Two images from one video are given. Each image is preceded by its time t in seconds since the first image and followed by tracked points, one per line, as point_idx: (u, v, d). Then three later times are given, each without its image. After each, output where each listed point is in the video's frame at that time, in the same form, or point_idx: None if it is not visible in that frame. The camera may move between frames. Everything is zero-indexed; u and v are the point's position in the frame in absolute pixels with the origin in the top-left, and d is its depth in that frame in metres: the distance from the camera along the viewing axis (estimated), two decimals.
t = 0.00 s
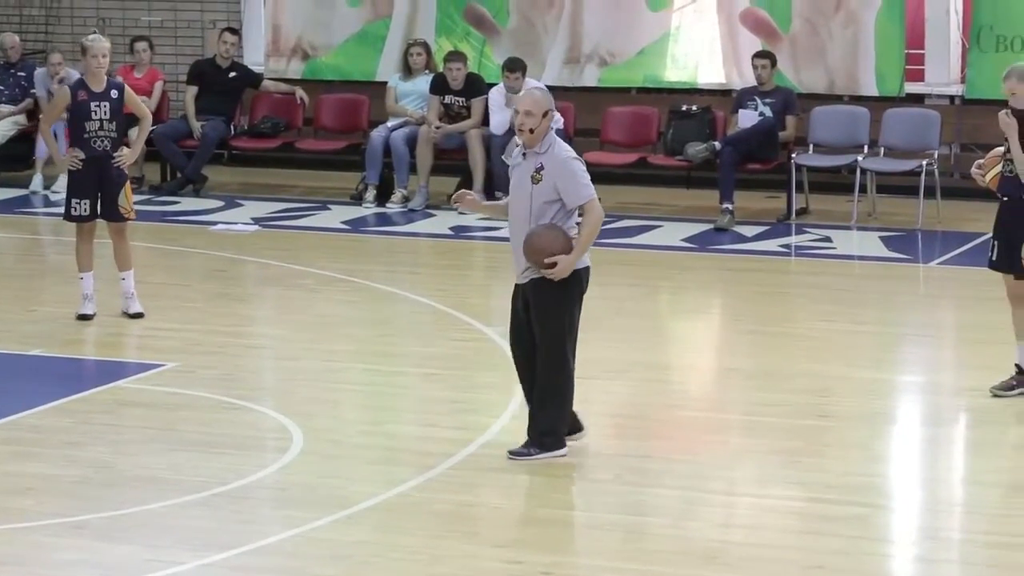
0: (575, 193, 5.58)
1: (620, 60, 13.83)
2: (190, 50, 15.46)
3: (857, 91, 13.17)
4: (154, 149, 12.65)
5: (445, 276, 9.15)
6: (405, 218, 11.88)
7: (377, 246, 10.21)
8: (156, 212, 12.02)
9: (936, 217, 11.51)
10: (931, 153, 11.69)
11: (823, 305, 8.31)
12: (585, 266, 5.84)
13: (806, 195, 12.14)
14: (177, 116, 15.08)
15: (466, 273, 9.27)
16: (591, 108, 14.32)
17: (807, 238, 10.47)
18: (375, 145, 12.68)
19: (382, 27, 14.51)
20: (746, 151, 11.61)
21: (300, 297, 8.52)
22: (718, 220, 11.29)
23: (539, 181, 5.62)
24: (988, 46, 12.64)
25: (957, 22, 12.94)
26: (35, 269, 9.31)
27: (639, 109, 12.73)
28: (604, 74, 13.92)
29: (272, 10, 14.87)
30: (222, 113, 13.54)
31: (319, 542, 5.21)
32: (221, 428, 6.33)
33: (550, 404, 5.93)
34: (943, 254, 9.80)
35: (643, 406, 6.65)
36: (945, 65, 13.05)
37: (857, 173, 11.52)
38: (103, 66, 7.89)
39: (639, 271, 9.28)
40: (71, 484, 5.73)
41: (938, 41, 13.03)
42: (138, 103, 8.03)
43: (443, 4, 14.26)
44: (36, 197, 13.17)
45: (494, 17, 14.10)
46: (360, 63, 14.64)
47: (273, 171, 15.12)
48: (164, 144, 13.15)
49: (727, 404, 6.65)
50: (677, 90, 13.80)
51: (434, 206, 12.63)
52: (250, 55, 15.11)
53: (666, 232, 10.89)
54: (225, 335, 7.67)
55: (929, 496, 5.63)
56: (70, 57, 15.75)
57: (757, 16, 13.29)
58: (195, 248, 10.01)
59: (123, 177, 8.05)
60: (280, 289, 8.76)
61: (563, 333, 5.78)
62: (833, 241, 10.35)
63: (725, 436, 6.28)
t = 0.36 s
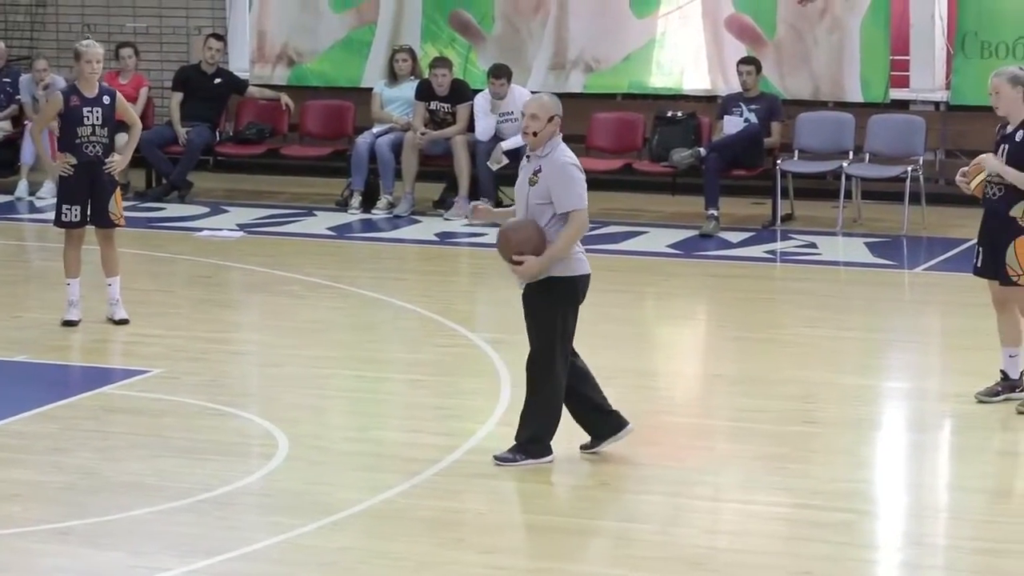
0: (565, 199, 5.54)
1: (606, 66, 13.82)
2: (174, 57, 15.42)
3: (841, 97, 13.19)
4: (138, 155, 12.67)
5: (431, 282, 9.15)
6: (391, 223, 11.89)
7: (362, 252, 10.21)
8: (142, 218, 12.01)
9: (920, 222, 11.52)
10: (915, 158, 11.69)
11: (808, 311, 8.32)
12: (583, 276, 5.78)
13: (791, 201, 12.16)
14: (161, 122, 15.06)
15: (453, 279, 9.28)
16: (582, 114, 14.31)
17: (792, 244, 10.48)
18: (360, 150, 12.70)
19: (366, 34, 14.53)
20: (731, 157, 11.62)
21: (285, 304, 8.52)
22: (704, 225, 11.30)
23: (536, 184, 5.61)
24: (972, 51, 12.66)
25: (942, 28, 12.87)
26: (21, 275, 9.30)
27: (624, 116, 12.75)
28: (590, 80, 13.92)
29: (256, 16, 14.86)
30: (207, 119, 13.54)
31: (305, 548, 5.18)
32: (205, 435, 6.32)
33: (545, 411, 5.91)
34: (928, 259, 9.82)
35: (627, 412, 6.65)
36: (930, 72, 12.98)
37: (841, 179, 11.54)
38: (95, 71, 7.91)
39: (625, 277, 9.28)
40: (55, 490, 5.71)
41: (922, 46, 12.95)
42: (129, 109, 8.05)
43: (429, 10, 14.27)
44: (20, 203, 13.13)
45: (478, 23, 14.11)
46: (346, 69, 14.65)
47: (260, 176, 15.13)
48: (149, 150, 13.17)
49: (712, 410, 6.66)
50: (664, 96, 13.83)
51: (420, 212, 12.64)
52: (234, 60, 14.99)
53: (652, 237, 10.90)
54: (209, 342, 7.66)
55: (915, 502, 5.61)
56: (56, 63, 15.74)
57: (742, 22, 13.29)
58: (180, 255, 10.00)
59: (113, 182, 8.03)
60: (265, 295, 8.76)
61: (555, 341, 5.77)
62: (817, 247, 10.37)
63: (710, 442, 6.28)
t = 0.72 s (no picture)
0: (579, 194, 5.58)
1: (595, 72, 13.83)
2: (164, 63, 15.42)
3: (830, 103, 13.21)
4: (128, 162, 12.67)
5: (422, 288, 9.15)
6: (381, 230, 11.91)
7: (351, 258, 10.21)
8: (132, 224, 12.00)
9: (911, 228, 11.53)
10: (905, 163, 11.71)
11: (798, 317, 8.33)
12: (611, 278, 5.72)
13: (781, 207, 12.18)
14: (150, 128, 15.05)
15: (443, 285, 9.28)
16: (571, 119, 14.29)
17: (783, 250, 10.49)
18: (350, 157, 12.70)
19: (355, 40, 14.51)
20: (721, 164, 11.63)
21: (275, 309, 8.52)
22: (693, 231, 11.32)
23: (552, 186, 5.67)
24: (961, 58, 12.72)
25: (932, 34, 12.91)
26: (10, 281, 9.29)
27: (614, 121, 12.74)
28: (580, 86, 13.91)
29: (245, 21, 14.86)
30: (197, 125, 13.55)
31: (295, 554, 5.16)
32: (196, 442, 6.31)
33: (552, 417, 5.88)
34: (917, 265, 9.83)
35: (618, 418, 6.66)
36: (920, 78, 13.04)
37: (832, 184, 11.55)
38: (87, 77, 7.91)
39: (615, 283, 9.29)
40: (45, 497, 5.70)
41: (912, 52, 13.00)
42: (121, 115, 8.04)
43: (418, 15, 14.26)
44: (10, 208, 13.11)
45: (468, 29, 14.13)
46: (335, 76, 14.67)
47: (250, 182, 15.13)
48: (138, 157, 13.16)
49: (703, 416, 6.66)
50: (654, 102, 13.83)
51: (410, 218, 12.64)
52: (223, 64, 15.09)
53: (643, 243, 10.91)
54: (199, 348, 7.67)
55: (905, 509, 5.60)
56: (46, 68, 15.74)
57: (732, 28, 13.30)
58: (171, 261, 10.00)
59: (105, 188, 8.02)
60: (255, 301, 8.76)
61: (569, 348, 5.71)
62: (807, 253, 10.38)
63: (701, 448, 6.28)
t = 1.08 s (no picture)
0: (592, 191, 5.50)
1: (585, 75, 13.83)
2: (156, 66, 15.42)
3: (820, 106, 13.21)
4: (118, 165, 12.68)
5: (414, 291, 9.15)
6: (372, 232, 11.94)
7: (342, 261, 10.21)
8: (122, 227, 12.00)
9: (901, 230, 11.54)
10: (896, 166, 11.71)
11: (789, 319, 8.33)
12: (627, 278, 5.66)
13: (771, 209, 12.19)
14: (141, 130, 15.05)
15: (435, 288, 9.28)
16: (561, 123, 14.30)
17: (774, 252, 10.50)
18: (341, 159, 12.71)
19: (346, 42, 14.49)
20: (712, 166, 11.63)
21: (266, 312, 8.52)
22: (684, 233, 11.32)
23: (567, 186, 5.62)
24: (952, 61, 12.74)
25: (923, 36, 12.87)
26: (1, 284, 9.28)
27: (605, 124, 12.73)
28: (571, 88, 13.90)
29: (236, 24, 14.86)
30: (188, 129, 13.58)
31: (286, 557, 5.15)
32: (187, 445, 6.30)
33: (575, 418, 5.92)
34: (908, 268, 9.83)
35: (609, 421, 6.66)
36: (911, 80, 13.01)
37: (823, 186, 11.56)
38: (78, 80, 7.90)
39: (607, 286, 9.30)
40: (35, 500, 5.69)
41: (903, 53, 12.96)
42: (113, 118, 8.04)
43: (409, 18, 14.26)
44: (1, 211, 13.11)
45: (458, 32, 14.12)
46: (325, 79, 14.66)
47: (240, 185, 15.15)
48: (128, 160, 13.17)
49: (694, 419, 6.66)
50: (645, 104, 13.83)
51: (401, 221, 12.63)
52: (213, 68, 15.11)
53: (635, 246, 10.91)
54: (190, 351, 7.67)
55: (895, 512, 5.59)
56: (37, 71, 15.73)
57: (723, 31, 13.31)
58: (161, 263, 10.00)
59: (96, 191, 8.01)
60: (247, 304, 8.76)
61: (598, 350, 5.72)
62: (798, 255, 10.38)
63: (692, 451, 6.27)
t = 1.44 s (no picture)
0: (589, 203, 5.50)
1: (577, 77, 13.85)
2: (147, 68, 15.43)
3: (812, 107, 13.22)
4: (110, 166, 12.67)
5: (407, 292, 9.16)
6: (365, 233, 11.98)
7: (334, 262, 10.21)
8: (114, 229, 12.00)
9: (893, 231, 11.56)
10: (888, 167, 11.71)
11: (783, 320, 8.33)
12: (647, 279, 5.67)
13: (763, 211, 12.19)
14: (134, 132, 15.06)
15: (428, 289, 9.28)
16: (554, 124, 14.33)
17: (767, 253, 10.51)
18: (333, 161, 12.70)
19: (340, 43, 14.52)
20: (704, 168, 11.64)
21: (259, 314, 8.52)
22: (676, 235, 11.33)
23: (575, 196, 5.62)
24: (943, 61, 12.74)
25: (914, 37, 12.94)
26: None
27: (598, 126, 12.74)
28: (562, 90, 13.95)
29: (229, 25, 14.87)
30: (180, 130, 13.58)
31: (278, 558, 5.14)
32: (180, 447, 6.29)
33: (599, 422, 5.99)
34: (901, 269, 9.84)
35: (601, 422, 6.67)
36: (902, 81, 13.07)
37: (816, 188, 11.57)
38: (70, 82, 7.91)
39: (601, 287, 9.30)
40: (26, 501, 5.68)
41: (894, 55, 13.01)
42: (106, 120, 8.05)
43: (400, 19, 14.26)
44: None
45: (450, 35, 14.12)
46: (317, 80, 14.67)
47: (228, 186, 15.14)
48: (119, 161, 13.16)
49: (687, 420, 6.66)
50: (637, 106, 13.85)
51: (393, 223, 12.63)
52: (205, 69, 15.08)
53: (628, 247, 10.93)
54: (182, 352, 7.67)
55: (888, 513, 5.58)
56: (29, 72, 15.73)
57: (715, 33, 13.32)
58: (154, 265, 10.00)
59: (88, 193, 8.02)
60: (240, 305, 8.76)
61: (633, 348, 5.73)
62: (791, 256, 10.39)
63: (684, 452, 6.27)
